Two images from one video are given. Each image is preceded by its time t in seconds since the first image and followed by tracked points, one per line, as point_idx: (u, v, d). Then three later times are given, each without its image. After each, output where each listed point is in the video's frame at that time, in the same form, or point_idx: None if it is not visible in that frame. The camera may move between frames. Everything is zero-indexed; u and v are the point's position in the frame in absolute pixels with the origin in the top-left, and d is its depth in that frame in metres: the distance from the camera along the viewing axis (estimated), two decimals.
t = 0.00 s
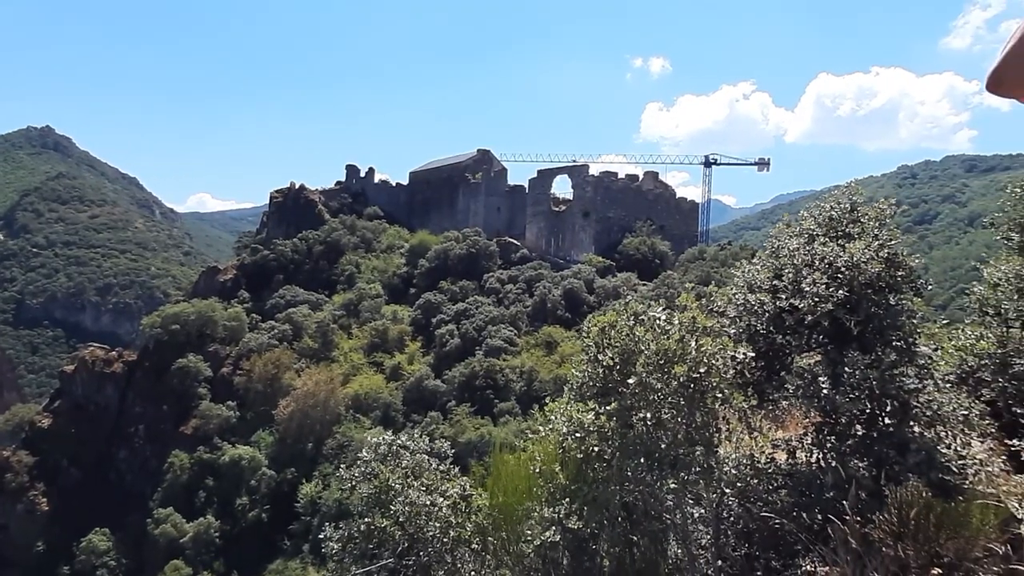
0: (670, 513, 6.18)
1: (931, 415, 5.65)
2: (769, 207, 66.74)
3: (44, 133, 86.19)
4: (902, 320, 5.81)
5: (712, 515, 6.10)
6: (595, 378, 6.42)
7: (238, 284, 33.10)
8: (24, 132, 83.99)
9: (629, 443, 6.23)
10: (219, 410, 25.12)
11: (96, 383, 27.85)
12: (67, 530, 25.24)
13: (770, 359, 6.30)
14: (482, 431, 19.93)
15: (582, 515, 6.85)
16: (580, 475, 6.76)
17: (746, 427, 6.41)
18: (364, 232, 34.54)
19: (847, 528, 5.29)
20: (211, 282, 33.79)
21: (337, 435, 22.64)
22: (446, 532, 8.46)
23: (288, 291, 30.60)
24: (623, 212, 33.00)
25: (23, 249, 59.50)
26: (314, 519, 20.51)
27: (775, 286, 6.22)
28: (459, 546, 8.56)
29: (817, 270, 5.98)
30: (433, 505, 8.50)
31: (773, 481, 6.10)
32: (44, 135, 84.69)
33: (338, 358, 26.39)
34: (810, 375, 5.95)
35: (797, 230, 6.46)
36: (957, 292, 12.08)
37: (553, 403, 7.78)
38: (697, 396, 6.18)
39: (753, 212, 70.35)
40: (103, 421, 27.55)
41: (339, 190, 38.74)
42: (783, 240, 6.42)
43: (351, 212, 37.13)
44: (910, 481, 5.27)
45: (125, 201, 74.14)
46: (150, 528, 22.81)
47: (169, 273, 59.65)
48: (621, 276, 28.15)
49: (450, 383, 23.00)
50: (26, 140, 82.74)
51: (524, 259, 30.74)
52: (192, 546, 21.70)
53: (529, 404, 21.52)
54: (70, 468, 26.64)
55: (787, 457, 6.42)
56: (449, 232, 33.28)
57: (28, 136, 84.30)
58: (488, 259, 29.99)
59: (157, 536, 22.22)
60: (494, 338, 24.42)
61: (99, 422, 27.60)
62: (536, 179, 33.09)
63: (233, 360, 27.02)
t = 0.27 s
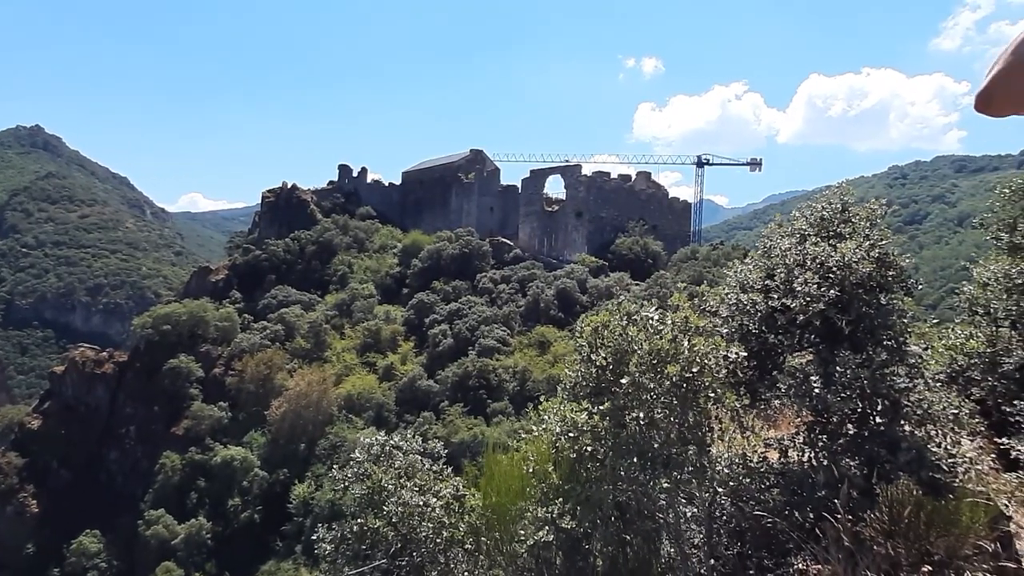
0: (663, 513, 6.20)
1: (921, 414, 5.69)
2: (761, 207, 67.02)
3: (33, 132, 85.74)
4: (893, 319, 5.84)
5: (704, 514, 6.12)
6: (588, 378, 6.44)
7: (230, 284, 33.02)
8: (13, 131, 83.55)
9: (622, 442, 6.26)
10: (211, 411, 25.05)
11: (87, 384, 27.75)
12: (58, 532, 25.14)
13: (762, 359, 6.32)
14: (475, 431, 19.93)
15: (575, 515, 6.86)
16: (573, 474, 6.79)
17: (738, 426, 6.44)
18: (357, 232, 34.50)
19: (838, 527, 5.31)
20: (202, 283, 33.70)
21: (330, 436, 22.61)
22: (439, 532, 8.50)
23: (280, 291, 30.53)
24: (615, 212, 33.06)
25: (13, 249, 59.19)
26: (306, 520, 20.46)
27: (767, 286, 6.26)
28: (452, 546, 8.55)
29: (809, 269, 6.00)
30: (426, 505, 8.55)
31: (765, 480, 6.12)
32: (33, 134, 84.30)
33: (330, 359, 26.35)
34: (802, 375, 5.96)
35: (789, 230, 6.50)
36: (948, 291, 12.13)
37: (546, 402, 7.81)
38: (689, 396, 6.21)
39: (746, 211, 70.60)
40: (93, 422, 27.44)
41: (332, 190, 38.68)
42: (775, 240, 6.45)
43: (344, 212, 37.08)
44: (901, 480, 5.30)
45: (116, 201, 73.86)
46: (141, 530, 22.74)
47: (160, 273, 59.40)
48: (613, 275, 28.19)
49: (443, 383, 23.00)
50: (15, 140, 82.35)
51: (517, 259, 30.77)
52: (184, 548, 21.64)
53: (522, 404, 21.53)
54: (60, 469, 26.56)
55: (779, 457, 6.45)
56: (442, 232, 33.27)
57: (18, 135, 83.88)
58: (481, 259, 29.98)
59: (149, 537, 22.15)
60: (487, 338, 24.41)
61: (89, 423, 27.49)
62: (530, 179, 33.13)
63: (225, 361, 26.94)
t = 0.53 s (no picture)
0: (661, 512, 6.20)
1: (918, 412, 5.71)
2: (757, 207, 67.15)
3: (28, 132, 85.64)
4: (889, 319, 5.87)
5: (702, 512, 6.12)
6: (585, 377, 6.46)
7: (226, 284, 32.99)
8: (8, 131, 83.46)
9: (619, 441, 6.28)
10: (207, 411, 25.02)
11: (82, 385, 27.70)
12: (53, 533, 25.05)
13: (759, 358, 6.35)
14: (472, 430, 19.94)
15: (573, 514, 6.85)
16: (571, 474, 6.79)
17: (735, 425, 6.45)
18: (354, 232, 34.48)
19: (835, 526, 5.32)
20: (198, 283, 33.65)
21: (327, 436, 22.59)
22: (437, 532, 8.47)
23: (277, 291, 30.49)
24: (612, 212, 33.12)
25: (8, 250, 59.13)
26: (303, 520, 20.44)
27: (764, 286, 6.28)
28: (449, 546, 8.53)
29: (805, 269, 6.02)
30: (424, 505, 8.54)
31: (762, 479, 6.14)
32: (28, 134, 84.29)
33: (327, 359, 26.33)
34: (799, 374, 5.98)
35: (786, 229, 6.52)
36: (942, 291, 12.17)
37: (543, 402, 7.82)
38: (686, 395, 6.23)
39: (742, 212, 70.73)
40: (89, 423, 27.41)
41: (328, 190, 38.64)
42: (771, 240, 6.47)
43: (341, 212, 37.04)
44: (897, 479, 5.33)
45: (111, 201, 73.83)
46: (137, 530, 22.70)
47: (156, 273, 59.31)
48: (610, 275, 28.21)
49: (440, 383, 23.00)
50: (10, 140, 82.25)
51: (514, 259, 30.78)
52: (180, 548, 21.61)
53: (520, 404, 21.53)
54: (56, 470, 26.51)
55: (777, 456, 6.46)
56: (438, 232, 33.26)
57: (13, 135, 83.78)
58: (477, 259, 29.99)
59: (145, 538, 22.10)
60: (484, 338, 24.41)
61: (85, 423, 27.46)
62: (527, 179, 33.23)
63: (221, 361, 26.88)
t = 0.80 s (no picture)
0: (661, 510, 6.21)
1: (917, 410, 5.73)
2: (754, 206, 67.23)
3: (25, 132, 85.61)
4: (888, 317, 5.89)
5: (702, 511, 6.12)
6: (585, 376, 6.46)
7: (224, 284, 32.97)
8: (4, 131, 83.43)
9: (619, 440, 6.28)
10: (205, 411, 25.01)
11: (80, 385, 27.65)
12: (50, 533, 25.02)
13: (758, 356, 6.38)
14: (470, 430, 19.96)
15: (573, 513, 6.85)
16: (570, 473, 6.80)
17: (735, 424, 6.46)
18: (351, 231, 34.45)
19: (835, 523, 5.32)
20: (196, 283, 33.63)
21: (325, 436, 22.57)
22: (437, 531, 8.51)
23: (274, 291, 30.48)
24: (610, 211, 33.15)
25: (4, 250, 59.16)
26: (301, 520, 20.44)
27: (763, 284, 6.28)
28: (449, 546, 8.60)
29: (805, 268, 6.03)
30: (423, 504, 8.57)
31: (762, 478, 6.16)
32: (24, 134, 84.28)
33: (325, 359, 26.32)
34: (798, 372, 6.01)
35: (786, 228, 6.53)
36: (939, 289, 12.19)
37: (543, 400, 7.83)
38: (687, 393, 6.24)
39: (739, 211, 70.87)
40: (86, 423, 27.39)
41: (326, 190, 38.64)
42: (771, 238, 6.49)
43: (338, 211, 37.03)
44: (897, 476, 5.35)
45: (108, 201, 73.89)
46: (135, 531, 22.69)
47: (153, 273, 59.28)
48: (608, 275, 28.22)
49: (439, 383, 23.01)
50: (6, 140, 82.14)
51: (512, 258, 30.78)
52: (178, 549, 21.61)
53: (518, 403, 21.54)
54: (53, 471, 26.50)
55: (776, 454, 6.48)
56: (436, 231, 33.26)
57: (9, 135, 83.73)
58: (475, 259, 30.00)
59: (143, 538, 22.10)
60: (482, 337, 24.42)
61: (81, 424, 27.45)
62: (525, 178, 33.25)
63: (219, 361, 26.86)
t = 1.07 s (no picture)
0: (664, 510, 6.21)
1: (919, 409, 5.75)
2: (755, 205, 67.20)
3: (24, 132, 85.78)
4: (890, 316, 5.89)
5: (704, 510, 6.13)
6: (587, 375, 6.46)
7: (224, 284, 32.98)
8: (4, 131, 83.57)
9: (621, 439, 6.29)
10: (206, 412, 25.02)
11: (80, 385, 27.66)
12: (50, 534, 25.01)
13: (760, 355, 6.39)
14: (470, 430, 19.96)
15: (575, 512, 6.90)
16: (572, 472, 6.85)
17: (738, 423, 6.47)
18: (351, 231, 34.44)
19: (837, 522, 5.32)
20: (196, 283, 33.64)
21: (325, 436, 22.57)
22: (440, 530, 8.57)
23: (274, 291, 30.49)
24: (610, 211, 33.13)
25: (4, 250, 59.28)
26: (301, 521, 20.45)
27: (765, 282, 6.27)
28: (450, 545, 8.65)
29: (807, 266, 6.04)
30: (425, 503, 8.57)
31: (764, 477, 6.18)
32: (24, 134, 84.42)
33: (325, 359, 26.32)
34: (800, 371, 6.03)
35: (787, 227, 6.53)
36: (940, 289, 12.18)
37: (545, 400, 7.86)
38: (689, 393, 6.25)
39: (740, 210, 70.88)
40: (86, 423, 27.42)
41: (326, 190, 38.65)
42: (772, 238, 6.50)
43: (338, 211, 37.04)
44: (900, 476, 5.36)
45: (108, 201, 74.04)
46: (136, 531, 22.70)
47: (153, 274, 59.25)
48: (608, 274, 28.20)
49: (439, 383, 23.02)
50: (6, 140, 82.22)
51: (512, 258, 30.79)
52: (179, 549, 21.61)
53: (518, 403, 21.54)
54: (53, 471, 26.53)
55: (778, 453, 6.49)
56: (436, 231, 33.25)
57: (9, 136, 83.83)
58: (476, 259, 30.00)
59: (144, 538, 22.10)
60: (483, 337, 24.42)
61: (81, 424, 27.45)
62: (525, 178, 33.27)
63: (219, 361, 26.86)
